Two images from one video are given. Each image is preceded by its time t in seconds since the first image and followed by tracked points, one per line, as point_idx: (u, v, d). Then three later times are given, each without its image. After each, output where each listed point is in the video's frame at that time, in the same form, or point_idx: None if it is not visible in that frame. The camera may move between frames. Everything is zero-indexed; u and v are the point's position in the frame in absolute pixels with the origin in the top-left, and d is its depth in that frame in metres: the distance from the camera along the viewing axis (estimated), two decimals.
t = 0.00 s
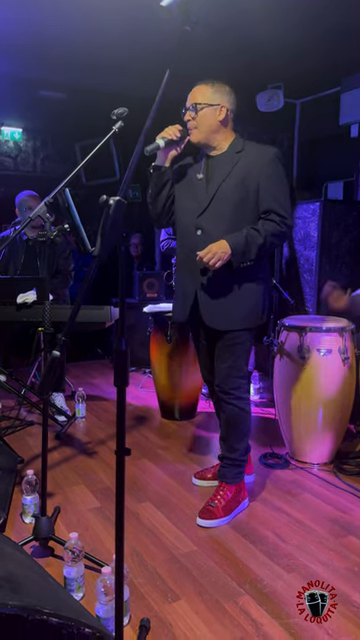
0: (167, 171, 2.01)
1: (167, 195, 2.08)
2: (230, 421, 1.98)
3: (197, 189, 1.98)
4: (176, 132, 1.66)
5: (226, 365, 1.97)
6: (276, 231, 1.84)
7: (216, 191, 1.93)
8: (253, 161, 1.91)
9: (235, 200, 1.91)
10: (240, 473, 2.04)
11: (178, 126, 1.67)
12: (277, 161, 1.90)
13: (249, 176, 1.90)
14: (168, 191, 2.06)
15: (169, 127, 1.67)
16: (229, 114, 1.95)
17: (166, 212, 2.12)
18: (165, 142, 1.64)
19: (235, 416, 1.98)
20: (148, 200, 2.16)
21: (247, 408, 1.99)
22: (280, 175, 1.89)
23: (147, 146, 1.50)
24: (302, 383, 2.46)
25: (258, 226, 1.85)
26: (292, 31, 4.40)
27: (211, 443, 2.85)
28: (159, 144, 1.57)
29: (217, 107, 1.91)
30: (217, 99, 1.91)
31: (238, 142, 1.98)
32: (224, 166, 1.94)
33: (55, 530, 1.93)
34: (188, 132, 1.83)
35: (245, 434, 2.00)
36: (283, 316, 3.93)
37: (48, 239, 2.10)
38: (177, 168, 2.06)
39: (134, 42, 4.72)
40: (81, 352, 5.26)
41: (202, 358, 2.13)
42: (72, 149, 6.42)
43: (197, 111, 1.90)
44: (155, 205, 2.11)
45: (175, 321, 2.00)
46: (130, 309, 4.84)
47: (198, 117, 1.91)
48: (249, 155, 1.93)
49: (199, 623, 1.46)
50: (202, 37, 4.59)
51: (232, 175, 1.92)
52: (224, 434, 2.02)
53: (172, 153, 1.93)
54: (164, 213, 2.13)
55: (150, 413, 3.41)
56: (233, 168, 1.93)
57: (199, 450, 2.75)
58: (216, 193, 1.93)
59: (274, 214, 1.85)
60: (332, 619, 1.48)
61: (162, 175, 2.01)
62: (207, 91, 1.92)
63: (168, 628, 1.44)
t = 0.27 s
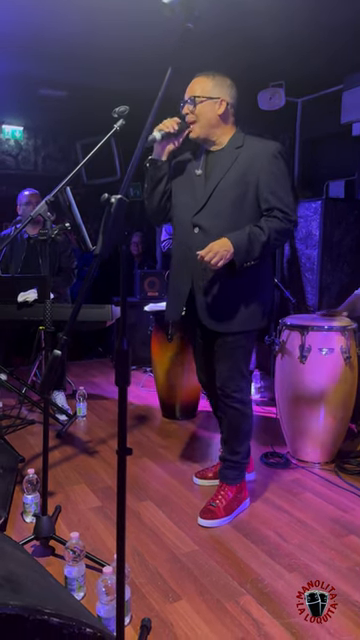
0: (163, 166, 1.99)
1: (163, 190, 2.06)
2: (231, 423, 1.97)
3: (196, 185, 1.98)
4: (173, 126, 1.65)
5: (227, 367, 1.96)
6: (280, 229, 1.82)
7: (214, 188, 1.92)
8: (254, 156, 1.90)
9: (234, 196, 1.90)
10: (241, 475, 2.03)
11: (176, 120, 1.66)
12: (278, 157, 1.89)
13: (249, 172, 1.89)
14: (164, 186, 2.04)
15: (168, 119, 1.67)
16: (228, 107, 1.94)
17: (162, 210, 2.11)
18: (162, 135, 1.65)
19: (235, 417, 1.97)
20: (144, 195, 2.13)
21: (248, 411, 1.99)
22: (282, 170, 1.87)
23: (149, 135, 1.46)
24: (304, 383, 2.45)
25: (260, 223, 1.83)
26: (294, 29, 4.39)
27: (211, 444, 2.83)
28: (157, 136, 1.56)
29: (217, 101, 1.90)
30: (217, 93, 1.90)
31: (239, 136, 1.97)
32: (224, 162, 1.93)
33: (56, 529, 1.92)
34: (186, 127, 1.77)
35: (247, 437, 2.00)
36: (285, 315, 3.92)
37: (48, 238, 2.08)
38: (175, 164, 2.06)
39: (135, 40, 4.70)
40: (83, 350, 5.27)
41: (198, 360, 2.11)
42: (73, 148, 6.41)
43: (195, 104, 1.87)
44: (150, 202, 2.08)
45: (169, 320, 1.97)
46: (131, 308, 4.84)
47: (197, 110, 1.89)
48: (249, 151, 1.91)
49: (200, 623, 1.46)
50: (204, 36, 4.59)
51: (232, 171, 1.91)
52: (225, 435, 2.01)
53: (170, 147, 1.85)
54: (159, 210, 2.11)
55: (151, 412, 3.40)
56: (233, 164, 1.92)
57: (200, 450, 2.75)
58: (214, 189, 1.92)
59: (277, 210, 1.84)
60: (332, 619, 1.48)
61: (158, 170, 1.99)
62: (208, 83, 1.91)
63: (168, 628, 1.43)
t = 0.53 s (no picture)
0: (164, 166, 2.00)
1: (165, 190, 2.07)
2: (231, 424, 1.98)
3: (195, 182, 1.98)
4: (172, 124, 1.67)
5: (228, 368, 1.96)
6: (272, 232, 1.82)
7: (213, 187, 1.92)
8: (255, 156, 1.89)
9: (235, 195, 1.90)
10: (242, 476, 2.04)
11: (175, 116, 1.67)
12: (279, 155, 1.88)
13: (250, 171, 1.89)
14: (165, 188, 2.05)
15: (166, 117, 1.68)
16: (229, 103, 1.93)
17: (162, 208, 2.11)
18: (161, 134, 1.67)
19: (236, 417, 1.97)
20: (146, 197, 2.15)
21: (249, 413, 1.99)
22: (282, 170, 1.87)
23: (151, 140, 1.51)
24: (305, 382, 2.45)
25: (254, 225, 1.83)
26: (295, 27, 4.37)
27: (210, 443, 2.82)
28: (155, 136, 1.60)
29: (217, 96, 1.89)
30: (217, 89, 1.90)
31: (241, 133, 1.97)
32: (225, 160, 1.93)
33: (57, 527, 1.93)
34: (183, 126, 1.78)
35: (247, 438, 2.00)
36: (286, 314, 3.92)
37: (50, 237, 2.06)
38: (175, 164, 2.07)
39: (136, 39, 4.69)
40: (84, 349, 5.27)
41: (195, 364, 2.10)
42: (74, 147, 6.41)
43: (195, 100, 1.87)
44: (153, 204, 2.11)
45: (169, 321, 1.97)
46: (132, 307, 4.83)
47: (197, 106, 1.88)
48: (250, 149, 1.91)
49: (202, 622, 1.46)
50: (205, 35, 4.58)
51: (232, 170, 1.91)
52: (225, 436, 2.01)
53: (168, 148, 1.87)
54: (161, 210, 2.12)
55: (153, 411, 3.41)
56: (233, 162, 1.92)
57: (201, 449, 2.75)
58: (213, 188, 1.92)
59: (272, 212, 1.84)
60: (332, 619, 1.48)
61: (158, 171, 2.00)
62: (208, 79, 1.92)
63: (170, 627, 1.44)
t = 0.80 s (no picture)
0: (160, 160, 1.99)
1: (162, 185, 2.04)
2: (233, 424, 1.97)
3: (197, 180, 1.98)
4: (169, 116, 1.68)
5: (230, 370, 1.95)
6: (280, 232, 1.79)
7: (214, 187, 1.91)
8: (258, 153, 1.87)
9: (236, 195, 1.88)
10: (243, 476, 2.03)
11: (172, 109, 1.68)
12: (283, 152, 1.85)
13: (252, 170, 1.86)
14: (162, 182, 2.03)
15: (164, 110, 1.69)
16: (229, 96, 1.92)
17: (163, 206, 2.12)
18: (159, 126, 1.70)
19: (239, 417, 1.97)
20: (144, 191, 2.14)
21: (251, 414, 1.98)
22: (286, 167, 1.84)
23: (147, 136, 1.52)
24: (306, 381, 2.44)
25: (259, 226, 1.80)
26: (297, 26, 4.36)
27: (210, 443, 2.81)
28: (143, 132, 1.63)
29: (216, 89, 1.89)
30: (216, 81, 1.89)
31: (243, 127, 1.95)
32: (227, 158, 1.92)
33: (58, 526, 1.93)
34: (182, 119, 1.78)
35: (249, 438, 2.00)
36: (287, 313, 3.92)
37: (52, 235, 2.04)
38: (177, 158, 2.08)
39: (139, 36, 4.67)
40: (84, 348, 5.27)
41: (195, 363, 2.09)
42: (76, 145, 6.41)
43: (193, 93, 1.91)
44: (150, 197, 2.09)
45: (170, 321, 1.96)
46: (133, 306, 4.82)
47: (194, 100, 1.90)
48: (252, 146, 1.89)
49: (203, 621, 1.45)
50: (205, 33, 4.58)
51: (233, 168, 1.89)
52: (227, 436, 2.01)
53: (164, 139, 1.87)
54: (159, 206, 2.12)
55: (154, 410, 3.40)
56: (234, 161, 1.90)
57: (201, 448, 2.74)
58: (214, 188, 1.91)
59: (278, 211, 1.81)
60: (333, 619, 1.47)
61: (154, 164, 1.98)
62: (206, 71, 1.91)
63: (171, 627, 1.43)
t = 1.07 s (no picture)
0: (164, 162, 1.99)
1: (167, 187, 2.05)
2: (235, 424, 1.98)
3: (201, 181, 1.98)
4: (170, 121, 1.68)
5: (233, 371, 1.96)
6: (281, 237, 1.77)
7: (217, 189, 1.91)
8: (260, 156, 1.85)
9: (238, 197, 1.88)
10: (245, 476, 2.04)
11: (173, 115, 1.68)
12: (286, 154, 1.83)
13: (254, 173, 1.86)
14: (166, 186, 2.04)
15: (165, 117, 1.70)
16: (230, 96, 1.91)
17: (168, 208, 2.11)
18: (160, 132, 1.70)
19: (242, 418, 1.97)
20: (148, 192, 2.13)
21: (253, 414, 1.99)
22: (289, 169, 1.82)
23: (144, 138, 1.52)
24: (308, 381, 2.44)
25: (260, 230, 1.79)
26: (298, 25, 4.36)
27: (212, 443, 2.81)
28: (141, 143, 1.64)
29: (217, 90, 1.88)
30: (217, 82, 1.89)
31: (247, 128, 1.94)
32: (230, 160, 1.91)
33: (60, 525, 1.93)
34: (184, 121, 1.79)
35: (252, 439, 2.00)
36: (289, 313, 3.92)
37: (54, 235, 2.08)
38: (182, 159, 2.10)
39: (140, 37, 4.68)
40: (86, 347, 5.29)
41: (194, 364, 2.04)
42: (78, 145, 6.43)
43: (193, 96, 1.90)
44: (155, 199, 2.07)
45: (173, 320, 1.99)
46: (135, 306, 4.80)
47: (195, 102, 1.89)
48: (255, 149, 1.88)
49: (204, 621, 1.46)
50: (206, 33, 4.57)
51: (236, 171, 1.89)
52: (230, 437, 2.01)
53: (165, 144, 1.90)
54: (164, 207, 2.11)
55: (155, 409, 3.41)
56: (237, 163, 1.90)
57: (203, 448, 2.74)
58: (217, 190, 1.91)
59: (281, 215, 1.79)
60: (333, 619, 1.47)
61: (157, 169, 1.99)
62: (207, 73, 1.90)
63: (172, 627, 1.43)
